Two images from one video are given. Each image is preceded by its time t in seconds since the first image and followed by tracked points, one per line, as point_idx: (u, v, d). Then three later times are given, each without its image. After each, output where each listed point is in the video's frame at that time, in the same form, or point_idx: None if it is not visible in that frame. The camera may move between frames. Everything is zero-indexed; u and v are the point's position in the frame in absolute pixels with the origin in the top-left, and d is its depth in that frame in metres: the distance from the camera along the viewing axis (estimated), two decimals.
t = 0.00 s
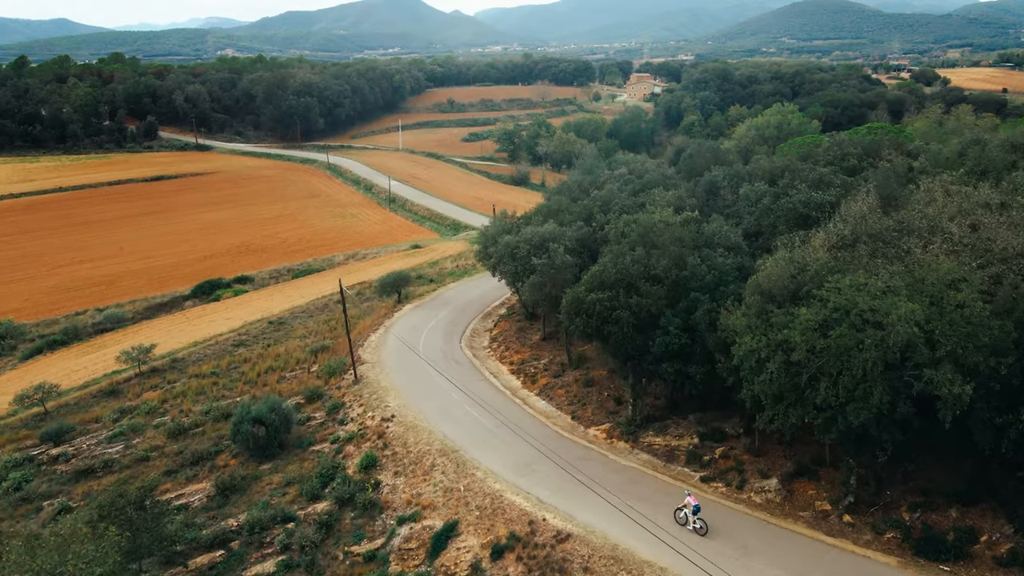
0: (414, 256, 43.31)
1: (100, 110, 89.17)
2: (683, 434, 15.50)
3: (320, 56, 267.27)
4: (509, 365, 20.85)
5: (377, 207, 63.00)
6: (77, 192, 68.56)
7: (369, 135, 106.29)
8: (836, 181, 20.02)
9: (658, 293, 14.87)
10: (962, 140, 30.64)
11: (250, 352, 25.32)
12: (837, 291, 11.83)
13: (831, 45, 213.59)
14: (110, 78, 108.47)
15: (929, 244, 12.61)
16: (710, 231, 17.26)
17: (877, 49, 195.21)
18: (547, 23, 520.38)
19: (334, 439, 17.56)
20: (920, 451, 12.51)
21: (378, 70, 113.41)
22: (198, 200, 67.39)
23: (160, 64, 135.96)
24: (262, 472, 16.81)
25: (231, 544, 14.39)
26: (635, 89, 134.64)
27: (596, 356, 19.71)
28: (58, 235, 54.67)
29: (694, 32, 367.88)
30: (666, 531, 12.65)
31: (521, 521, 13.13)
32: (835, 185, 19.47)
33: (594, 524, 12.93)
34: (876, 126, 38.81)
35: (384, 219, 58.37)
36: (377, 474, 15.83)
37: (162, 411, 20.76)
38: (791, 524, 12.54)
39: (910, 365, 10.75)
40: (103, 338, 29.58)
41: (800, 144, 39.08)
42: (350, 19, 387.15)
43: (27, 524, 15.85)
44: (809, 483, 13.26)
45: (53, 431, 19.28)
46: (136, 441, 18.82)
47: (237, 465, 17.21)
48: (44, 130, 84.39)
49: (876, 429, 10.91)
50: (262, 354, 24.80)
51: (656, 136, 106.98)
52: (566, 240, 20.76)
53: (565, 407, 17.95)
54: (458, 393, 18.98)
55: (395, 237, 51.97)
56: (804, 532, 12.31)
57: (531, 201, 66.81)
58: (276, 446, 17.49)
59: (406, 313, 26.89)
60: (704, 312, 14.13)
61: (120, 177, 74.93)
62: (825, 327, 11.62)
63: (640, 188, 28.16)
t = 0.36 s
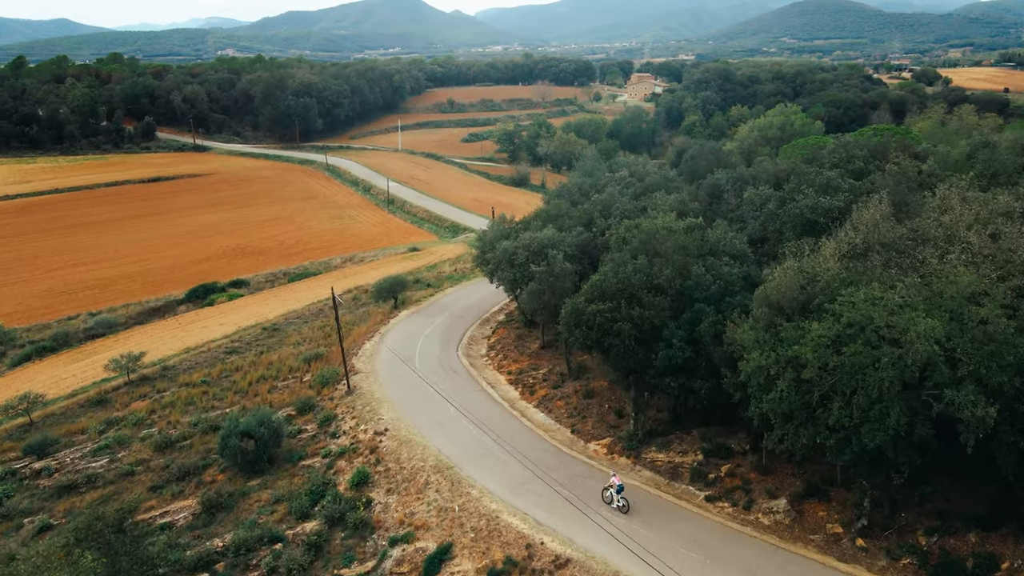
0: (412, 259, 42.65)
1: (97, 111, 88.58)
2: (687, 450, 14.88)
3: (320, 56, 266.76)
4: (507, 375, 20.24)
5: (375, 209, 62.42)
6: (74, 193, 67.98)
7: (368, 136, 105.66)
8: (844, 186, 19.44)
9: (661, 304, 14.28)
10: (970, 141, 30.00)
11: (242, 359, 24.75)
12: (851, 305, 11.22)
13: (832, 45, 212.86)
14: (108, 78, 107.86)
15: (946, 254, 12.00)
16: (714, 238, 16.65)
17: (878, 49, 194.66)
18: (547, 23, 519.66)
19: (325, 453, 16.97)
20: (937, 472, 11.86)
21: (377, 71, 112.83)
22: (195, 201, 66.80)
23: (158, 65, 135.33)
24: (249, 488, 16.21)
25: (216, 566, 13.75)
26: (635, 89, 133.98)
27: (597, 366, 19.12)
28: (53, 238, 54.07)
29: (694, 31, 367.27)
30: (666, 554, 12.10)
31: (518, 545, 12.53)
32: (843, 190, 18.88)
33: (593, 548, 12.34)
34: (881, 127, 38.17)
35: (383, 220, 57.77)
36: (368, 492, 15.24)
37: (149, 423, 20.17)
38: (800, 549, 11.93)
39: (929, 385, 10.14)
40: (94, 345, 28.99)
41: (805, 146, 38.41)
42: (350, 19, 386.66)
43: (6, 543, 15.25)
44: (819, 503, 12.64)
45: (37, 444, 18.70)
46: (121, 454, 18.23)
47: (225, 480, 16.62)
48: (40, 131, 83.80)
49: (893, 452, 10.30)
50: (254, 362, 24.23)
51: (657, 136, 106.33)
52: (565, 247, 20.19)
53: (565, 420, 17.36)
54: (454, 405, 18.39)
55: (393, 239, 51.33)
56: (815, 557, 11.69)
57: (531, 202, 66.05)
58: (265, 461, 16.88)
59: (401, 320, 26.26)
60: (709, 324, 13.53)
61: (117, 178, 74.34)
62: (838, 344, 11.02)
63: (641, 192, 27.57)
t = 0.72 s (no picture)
0: (410, 263, 41.89)
1: (94, 112, 88.31)
2: (692, 470, 14.18)
3: (320, 56, 266.26)
4: (505, 388, 19.57)
5: (373, 211, 61.74)
6: (69, 195, 67.32)
7: (367, 137, 104.99)
8: (854, 193, 18.75)
9: (665, 319, 13.57)
10: (979, 144, 29.31)
11: (232, 369, 24.05)
12: (869, 322, 10.51)
13: (833, 45, 212.13)
14: (105, 79, 107.18)
15: (970, 268, 11.28)
16: (721, 248, 15.96)
17: (879, 49, 194.12)
18: (547, 23, 518.91)
19: (314, 472, 16.28)
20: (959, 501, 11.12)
21: (376, 71, 112.20)
22: (192, 203, 66.11)
23: (157, 65, 134.65)
24: (234, 510, 15.51)
25: None
26: (636, 89, 133.30)
27: (598, 378, 18.42)
28: (47, 240, 53.41)
29: (694, 31, 366.53)
30: None
31: None
32: (853, 198, 18.20)
33: None
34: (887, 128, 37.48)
35: (381, 223, 57.11)
36: (358, 514, 14.53)
37: (134, 438, 19.45)
38: None
39: (954, 410, 9.44)
40: (82, 353, 28.27)
41: (809, 149, 37.67)
42: (351, 19, 386.28)
43: None
44: (832, 531, 11.90)
45: (15, 460, 17.97)
46: (103, 472, 17.51)
47: (209, 501, 15.92)
48: (36, 132, 83.14)
49: (914, 482, 9.59)
50: (245, 373, 23.53)
51: (658, 137, 105.68)
52: (565, 255, 19.51)
53: (564, 436, 16.67)
54: (449, 420, 17.74)
55: (391, 242, 50.58)
56: None
57: (531, 204, 65.24)
58: (252, 480, 16.18)
59: (397, 328, 25.56)
60: (716, 340, 12.83)
61: (113, 179, 73.66)
62: (855, 365, 10.32)
63: (643, 196, 26.89)
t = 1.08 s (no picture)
0: (408, 268, 41.07)
1: (90, 113, 87.66)
2: (698, 498, 13.34)
3: (321, 56, 265.67)
4: (501, 405, 18.78)
5: (371, 214, 60.94)
6: (63, 197, 66.57)
7: (365, 138, 104.21)
8: (868, 200, 17.92)
9: (670, 338, 12.76)
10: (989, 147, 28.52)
11: (220, 382, 23.25)
12: (891, 347, 9.72)
13: (834, 45, 211.37)
14: (102, 79, 106.37)
15: (999, 285, 10.48)
16: (728, 259, 15.15)
17: (880, 49, 193.47)
18: (547, 22, 518.40)
19: (299, 496, 15.46)
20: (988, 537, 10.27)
21: (375, 72, 111.45)
22: (187, 206, 65.34)
23: (155, 65, 133.90)
24: (215, 537, 14.69)
25: None
26: (637, 90, 132.48)
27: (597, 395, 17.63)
28: (39, 244, 52.63)
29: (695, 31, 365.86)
30: None
31: None
32: (866, 206, 17.42)
33: None
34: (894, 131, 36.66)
35: (378, 226, 56.32)
36: (343, 544, 13.70)
37: (114, 456, 18.67)
38: None
39: (988, 447, 8.63)
40: (68, 363, 27.50)
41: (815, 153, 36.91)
42: (351, 19, 385.67)
43: None
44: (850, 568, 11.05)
45: None
46: (79, 494, 16.72)
47: (189, 527, 15.10)
48: (31, 133, 82.32)
49: (944, 523, 8.78)
50: (233, 386, 22.73)
51: (659, 138, 104.93)
52: (564, 265, 18.72)
53: (563, 457, 15.86)
54: (441, 439, 16.99)
55: (389, 246, 49.78)
56: None
57: (532, 207, 64.39)
58: (234, 504, 15.35)
59: (391, 338, 24.73)
60: (724, 361, 12.04)
61: (109, 181, 72.86)
62: (877, 395, 9.51)
63: (645, 202, 26.09)
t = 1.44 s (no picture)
0: (404, 273, 40.17)
1: (85, 114, 86.64)
2: (706, 533, 12.41)
3: (321, 56, 264.99)
4: (497, 424, 17.86)
5: (368, 217, 60.03)
6: (56, 200, 65.69)
7: (364, 139, 103.29)
8: (883, 209, 16.99)
9: (676, 362, 11.84)
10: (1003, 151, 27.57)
11: (205, 397, 22.30)
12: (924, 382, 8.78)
13: (834, 45, 210.69)
14: (98, 80, 105.49)
15: None
16: (739, 274, 14.18)
17: (881, 49, 192.68)
18: (547, 22, 517.81)
19: (281, 525, 14.51)
20: None
21: (374, 72, 110.64)
22: (182, 208, 64.42)
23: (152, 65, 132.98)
24: (190, 569, 13.72)
25: None
26: (638, 90, 131.54)
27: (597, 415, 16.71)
28: (29, 248, 51.74)
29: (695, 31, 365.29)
30: None
31: None
32: (882, 215, 16.45)
33: None
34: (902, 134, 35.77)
35: (375, 229, 55.43)
36: None
37: (90, 478, 17.74)
38: None
39: None
40: (50, 375, 26.58)
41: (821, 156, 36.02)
42: (351, 19, 385.08)
43: None
44: None
45: None
46: (49, 523, 15.80)
47: (163, 559, 14.16)
48: (26, 134, 81.42)
49: None
50: (218, 401, 21.79)
51: (659, 139, 104.07)
52: (562, 277, 17.79)
53: (561, 484, 14.93)
54: (431, 462, 16.09)
55: (386, 250, 48.85)
56: None
57: (531, 210, 63.47)
58: (211, 535, 14.36)
59: (384, 350, 23.74)
60: (735, 390, 11.13)
61: (103, 183, 71.97)
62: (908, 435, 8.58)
63: (646, 209, 25.19)
